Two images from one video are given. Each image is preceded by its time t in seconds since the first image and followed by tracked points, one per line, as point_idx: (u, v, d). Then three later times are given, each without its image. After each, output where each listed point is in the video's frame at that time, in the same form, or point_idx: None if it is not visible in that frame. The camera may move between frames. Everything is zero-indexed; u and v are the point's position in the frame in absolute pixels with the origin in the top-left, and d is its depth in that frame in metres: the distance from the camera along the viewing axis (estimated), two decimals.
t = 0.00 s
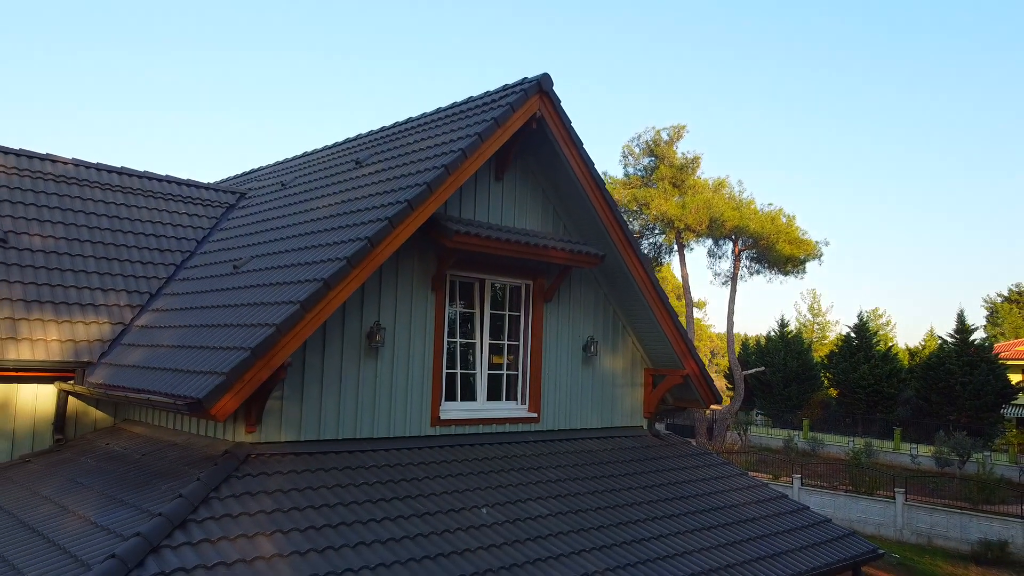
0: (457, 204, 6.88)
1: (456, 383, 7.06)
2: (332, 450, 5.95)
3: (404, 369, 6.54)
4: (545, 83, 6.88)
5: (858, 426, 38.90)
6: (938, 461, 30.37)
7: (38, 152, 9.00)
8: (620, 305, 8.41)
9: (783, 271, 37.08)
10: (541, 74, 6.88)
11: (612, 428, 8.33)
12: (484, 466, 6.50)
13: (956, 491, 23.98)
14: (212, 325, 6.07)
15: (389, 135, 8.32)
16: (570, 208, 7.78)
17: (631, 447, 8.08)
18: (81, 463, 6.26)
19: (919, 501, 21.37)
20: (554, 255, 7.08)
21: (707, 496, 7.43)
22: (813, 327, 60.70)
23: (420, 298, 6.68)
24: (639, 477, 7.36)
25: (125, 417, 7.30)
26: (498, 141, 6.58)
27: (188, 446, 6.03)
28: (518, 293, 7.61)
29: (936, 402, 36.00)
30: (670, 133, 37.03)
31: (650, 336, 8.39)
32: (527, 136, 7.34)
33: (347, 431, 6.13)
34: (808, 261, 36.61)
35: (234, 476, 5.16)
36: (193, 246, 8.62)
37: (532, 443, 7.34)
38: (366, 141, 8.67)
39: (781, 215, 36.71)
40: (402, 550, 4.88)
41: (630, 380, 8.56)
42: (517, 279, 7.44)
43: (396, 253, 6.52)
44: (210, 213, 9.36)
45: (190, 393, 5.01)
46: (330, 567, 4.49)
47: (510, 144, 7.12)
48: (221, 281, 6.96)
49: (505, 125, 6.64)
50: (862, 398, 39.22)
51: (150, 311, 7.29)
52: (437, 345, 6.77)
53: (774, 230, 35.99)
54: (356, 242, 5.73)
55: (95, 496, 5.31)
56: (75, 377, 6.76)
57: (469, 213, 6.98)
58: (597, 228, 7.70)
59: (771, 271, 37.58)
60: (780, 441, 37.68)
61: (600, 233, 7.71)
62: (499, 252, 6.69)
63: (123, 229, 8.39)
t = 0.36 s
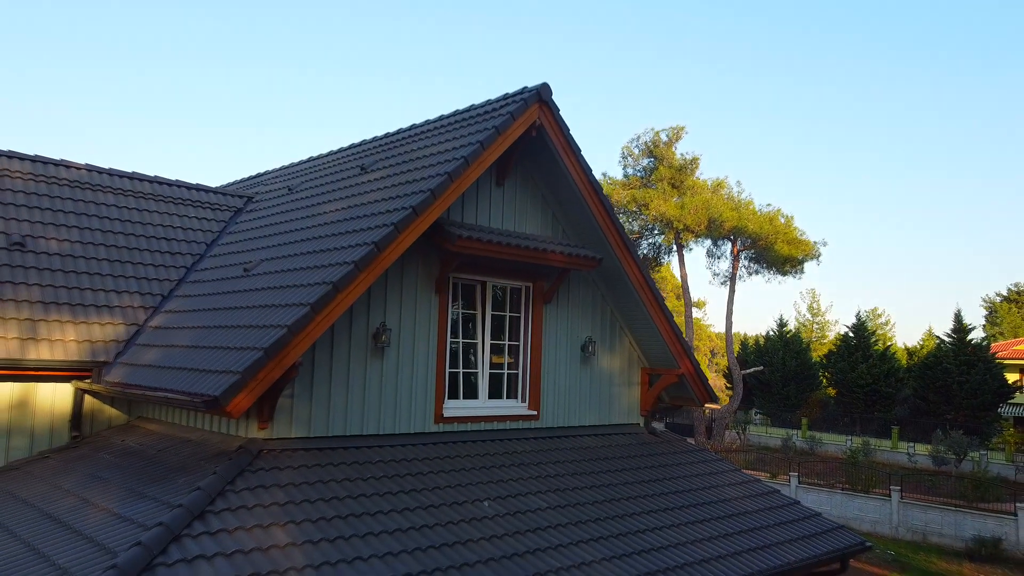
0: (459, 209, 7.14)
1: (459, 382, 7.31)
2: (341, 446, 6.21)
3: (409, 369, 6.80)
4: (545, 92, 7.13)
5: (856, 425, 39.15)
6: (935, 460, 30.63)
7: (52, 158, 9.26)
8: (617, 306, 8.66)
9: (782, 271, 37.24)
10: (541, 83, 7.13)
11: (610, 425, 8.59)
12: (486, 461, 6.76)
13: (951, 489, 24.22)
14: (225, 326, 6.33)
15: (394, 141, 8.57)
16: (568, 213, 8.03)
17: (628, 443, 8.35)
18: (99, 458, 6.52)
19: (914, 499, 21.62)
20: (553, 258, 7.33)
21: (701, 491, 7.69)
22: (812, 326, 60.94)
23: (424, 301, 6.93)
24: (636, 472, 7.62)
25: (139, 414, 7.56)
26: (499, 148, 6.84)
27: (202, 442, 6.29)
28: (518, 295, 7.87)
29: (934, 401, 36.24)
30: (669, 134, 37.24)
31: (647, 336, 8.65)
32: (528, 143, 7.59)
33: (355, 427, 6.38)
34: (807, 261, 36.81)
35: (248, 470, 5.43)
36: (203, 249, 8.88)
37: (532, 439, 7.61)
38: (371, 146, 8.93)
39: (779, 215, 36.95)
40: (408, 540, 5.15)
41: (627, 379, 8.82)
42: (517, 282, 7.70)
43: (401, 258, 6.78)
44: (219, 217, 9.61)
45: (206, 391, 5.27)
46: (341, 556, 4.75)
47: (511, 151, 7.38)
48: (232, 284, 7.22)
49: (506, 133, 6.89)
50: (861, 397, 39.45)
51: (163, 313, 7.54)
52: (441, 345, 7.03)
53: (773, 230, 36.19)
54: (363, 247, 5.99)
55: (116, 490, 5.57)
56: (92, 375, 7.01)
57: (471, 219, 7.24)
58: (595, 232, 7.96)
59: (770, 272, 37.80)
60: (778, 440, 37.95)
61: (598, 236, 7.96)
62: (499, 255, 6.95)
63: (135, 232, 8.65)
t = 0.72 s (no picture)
0: (462, 214, 7.40)
1: (462, 381, 7.57)
2: (349, 442, 6.47)
3: (415, 368, 7.07)
4: (545, 102, 7.40)
5: (855, 424, 39.42)
6: (932, 459, 30.92)
7: (66, 163, 9.52)
8: (615, 308, 8.92)
9: (780, 271, 37.48)
10: (541, 93, 7.39)
11: (608, 422, 8.86)
12: (488, 457, 7.03)
13: (948, 487, 24.49)
14: (238, 327, 6.60)
15: (399, 147, 8.84)
16: (568, 217, 8.30)
17: (626, 440, 8.62)
18: (117, 454, 6.79)
19: (910, 497, 21.89)
20: (553, 261, 7.59)
21: (696, 486, 7.96)
22: (812, 326, 61.20)
23: (428, 302, 7.20)
24: (633, 468, 7.89)
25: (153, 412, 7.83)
26: (500, 156, 7.10)
27: (217, 438, 6.55)
28: (519, 296, 8.13)
29: (932, 401, 36.50)
30: (668, 135, 37.43)
31: (644, 336, 8.92)
32: (528, 151, 7.85)
33: (362, 424, 6.65)
34: (805, 261, 37.03)
35: (262, 464, 5.70)
36: (213, 251, 9.15)
37: (533, 436, 7.87)
38: (376, 152, 9.19)
39: (778, 216, 37.20)
40: (415, 530, 5.42)
41: (625, 378, 9.09)
42: (518, 284, 7.97)
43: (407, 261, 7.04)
44: (228, 220, 9.88)
45: (223, 389, 5.53)
46: (352, 545, 5.02)
47: (513, 158, 7.64)
48: (244, 286, 7.49)
49: (507, 141, 7.15)
50: (859, 397, 39.69)
51: (176, 314, 7.81)
52: (445, 345, 7.29)
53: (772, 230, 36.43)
54: (371, 251, 6.25)
55: (136, 483, 5.84)
56: (108, 374, 7.27)
57: (474, 223, 7.51)
58: (594, 236, 8.23)
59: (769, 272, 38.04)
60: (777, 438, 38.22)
61: (597, 240, 8.23)
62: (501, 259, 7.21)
63: (147, 236, 8.92)
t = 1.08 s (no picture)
0: (465, 219, 7.68)
1: (465, 380, 7.85)
2: (358, 438, 6.75)
3: (420, 367, 7.34)
4: (545, 111, 7.68)
5: (853, 422, 39.71)
6: (929, 457, 31.25)
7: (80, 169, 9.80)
8: (613, 309, 9.20)
9: (779, 271, 37.69)
10: (541, 102, 7.67)
11: (606, 420, 9.14)
12: (491, 453, 7.31)
13: (943, 485, 24.76)
14: (251, 328, 6.87)
15: (404, 153, 9.12)
16: (567, 221, 8.58)
17: (623, 437, 8.90)
18: (134, 450, 7.06)
19: (906, 495, 22.16)
20: (553, 264, 7.87)
21: (691, 481, 8.24)
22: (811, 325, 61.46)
23: (433, 304, 7.48)
24: (630, 464, 8.16)
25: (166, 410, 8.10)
26: (502, 163, 7.37)
27: (230, 435, 6.83)
28: (520, 298, 8.40)
29: (929, 400, 36.78)
30: (667, 136, 37.63)
31: (641, 337, 9.20)
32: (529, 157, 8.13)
33: (369, 421, 6.92)
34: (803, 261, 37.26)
35: (276, 459, 5.98)
36: (223, 254, 9.42)
37: (533, 433, 8.15)
38: (381, 158, 9.47)
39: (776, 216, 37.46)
40: (421, 521, 5.70)
41: (623, 377, 9.37)
42: (518, 286, 8.24)
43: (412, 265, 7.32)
44: (237, 224, 10.15)
45: (238, 387, 5.81)
46: (362, 534, 5.30)
47: (514, 165, 7.92)
48: (254, 289, 7.76)
49: (509, 148, 7.43)
50: (857, 396, 39.97)
51: (189, 315, 8.08)
52: (448, 345, 7.57)
53: (770, 231, 36.68)
54: (378, 256, 6.52)
55: (154, 477, 6.12)
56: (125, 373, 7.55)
57: (476, 228, 7.78)
58: (592, 239, 8.50)
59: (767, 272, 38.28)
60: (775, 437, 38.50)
61: (595, 243, 8.51)
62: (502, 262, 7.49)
63: (159, 239, 9.20)
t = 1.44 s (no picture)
0: (467, 223, 7.96)
1: (467, 379, 8.14)
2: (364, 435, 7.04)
3: (424, 366, 7.64)
4: (544, 119, 7.96)
5: (850, 421, 40.00)
6: (927, 456, 31.85)
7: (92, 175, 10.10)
8: (610, 310, 9.49)
9: (775, 271, 37.90)
10: (541, 111, 7.96)
11: (604, 417, 9.43)
12: (492, 448, 7.60)
13: (939, 483, 25.05)
14: (262, 329, 7.16)
15: (408, 159, 9.41)
16: (565, 225, 8.87)
17: (620, 434, 9.19)
18: (149, 446, 7.36)
19: (901, 493, 22.44)
20: (552, 267, 8.16)
21: (685, 476, 8.53)
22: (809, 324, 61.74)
23: (436, 306, 7.77)
24: (626, 460, 8.45)
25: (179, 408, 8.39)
26: (502, 170, 7.66)
27: (242, 431, 7.12)
28: (520, 300, 8.69)
29: (926, 399, 37.07)
30: (666, 138, 37.87)
31: (637, 337, 9.49)
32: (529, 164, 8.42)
33: (376, 419, 7.22)
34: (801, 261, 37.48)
35: (287, 454, 6.27)
36: (232, 257, 9.71)
37: (533, 430, 8.44)
38: (386, 164, 9.76)
39: (774, 217, 37.73)
40: (426, 513, 6.00)
41: (620, 376, 9.66)
42: (518, 288, 8.53)
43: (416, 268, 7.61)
44: (245, 227, 10.44)
45: (251, 386, 6.10)
46: (370, 525, 5.59)
47: (514, 171, 8.20)
48: (264, 291, 8.05)
49: (509, 156, 7.71)
50: (855, 395, 40.25)
51: (201, 317, 8.37)
52: (451, 345, 7.86)
53: (768, 231, 36.93)
54: (384, 259, 6.81)
55: (171, 471, 6.41)
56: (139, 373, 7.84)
57: (478, 232, 8.07)
58: (590, 243, 8.79)
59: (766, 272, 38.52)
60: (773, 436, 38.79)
61: (592, 246, 8.79)
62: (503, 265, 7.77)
63: (171, 242, 9.49)
